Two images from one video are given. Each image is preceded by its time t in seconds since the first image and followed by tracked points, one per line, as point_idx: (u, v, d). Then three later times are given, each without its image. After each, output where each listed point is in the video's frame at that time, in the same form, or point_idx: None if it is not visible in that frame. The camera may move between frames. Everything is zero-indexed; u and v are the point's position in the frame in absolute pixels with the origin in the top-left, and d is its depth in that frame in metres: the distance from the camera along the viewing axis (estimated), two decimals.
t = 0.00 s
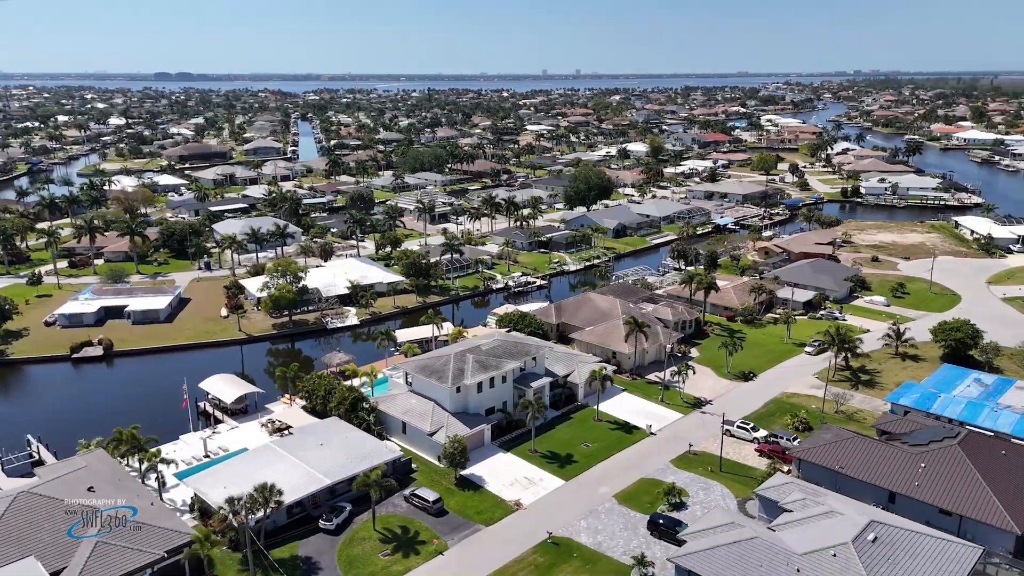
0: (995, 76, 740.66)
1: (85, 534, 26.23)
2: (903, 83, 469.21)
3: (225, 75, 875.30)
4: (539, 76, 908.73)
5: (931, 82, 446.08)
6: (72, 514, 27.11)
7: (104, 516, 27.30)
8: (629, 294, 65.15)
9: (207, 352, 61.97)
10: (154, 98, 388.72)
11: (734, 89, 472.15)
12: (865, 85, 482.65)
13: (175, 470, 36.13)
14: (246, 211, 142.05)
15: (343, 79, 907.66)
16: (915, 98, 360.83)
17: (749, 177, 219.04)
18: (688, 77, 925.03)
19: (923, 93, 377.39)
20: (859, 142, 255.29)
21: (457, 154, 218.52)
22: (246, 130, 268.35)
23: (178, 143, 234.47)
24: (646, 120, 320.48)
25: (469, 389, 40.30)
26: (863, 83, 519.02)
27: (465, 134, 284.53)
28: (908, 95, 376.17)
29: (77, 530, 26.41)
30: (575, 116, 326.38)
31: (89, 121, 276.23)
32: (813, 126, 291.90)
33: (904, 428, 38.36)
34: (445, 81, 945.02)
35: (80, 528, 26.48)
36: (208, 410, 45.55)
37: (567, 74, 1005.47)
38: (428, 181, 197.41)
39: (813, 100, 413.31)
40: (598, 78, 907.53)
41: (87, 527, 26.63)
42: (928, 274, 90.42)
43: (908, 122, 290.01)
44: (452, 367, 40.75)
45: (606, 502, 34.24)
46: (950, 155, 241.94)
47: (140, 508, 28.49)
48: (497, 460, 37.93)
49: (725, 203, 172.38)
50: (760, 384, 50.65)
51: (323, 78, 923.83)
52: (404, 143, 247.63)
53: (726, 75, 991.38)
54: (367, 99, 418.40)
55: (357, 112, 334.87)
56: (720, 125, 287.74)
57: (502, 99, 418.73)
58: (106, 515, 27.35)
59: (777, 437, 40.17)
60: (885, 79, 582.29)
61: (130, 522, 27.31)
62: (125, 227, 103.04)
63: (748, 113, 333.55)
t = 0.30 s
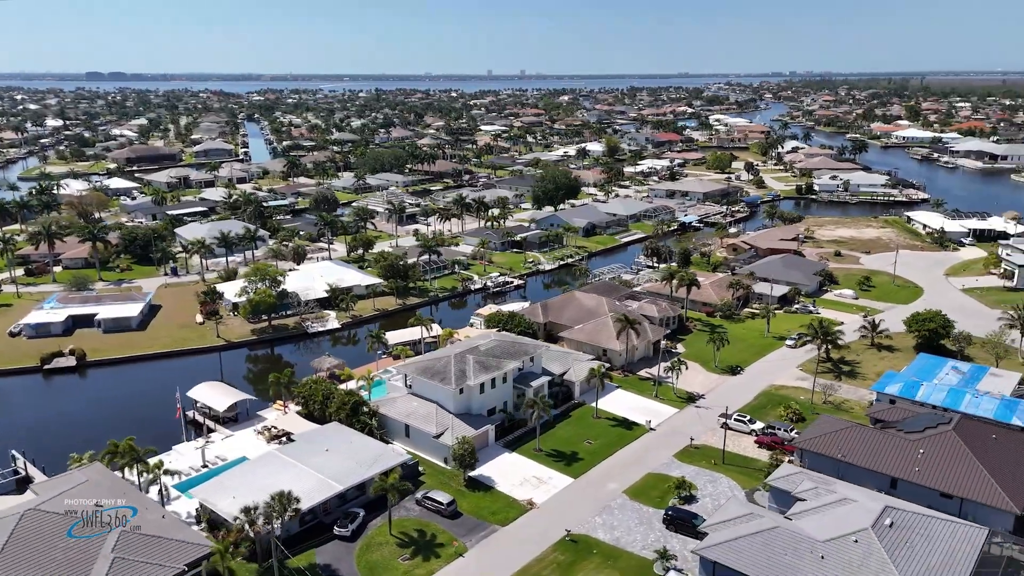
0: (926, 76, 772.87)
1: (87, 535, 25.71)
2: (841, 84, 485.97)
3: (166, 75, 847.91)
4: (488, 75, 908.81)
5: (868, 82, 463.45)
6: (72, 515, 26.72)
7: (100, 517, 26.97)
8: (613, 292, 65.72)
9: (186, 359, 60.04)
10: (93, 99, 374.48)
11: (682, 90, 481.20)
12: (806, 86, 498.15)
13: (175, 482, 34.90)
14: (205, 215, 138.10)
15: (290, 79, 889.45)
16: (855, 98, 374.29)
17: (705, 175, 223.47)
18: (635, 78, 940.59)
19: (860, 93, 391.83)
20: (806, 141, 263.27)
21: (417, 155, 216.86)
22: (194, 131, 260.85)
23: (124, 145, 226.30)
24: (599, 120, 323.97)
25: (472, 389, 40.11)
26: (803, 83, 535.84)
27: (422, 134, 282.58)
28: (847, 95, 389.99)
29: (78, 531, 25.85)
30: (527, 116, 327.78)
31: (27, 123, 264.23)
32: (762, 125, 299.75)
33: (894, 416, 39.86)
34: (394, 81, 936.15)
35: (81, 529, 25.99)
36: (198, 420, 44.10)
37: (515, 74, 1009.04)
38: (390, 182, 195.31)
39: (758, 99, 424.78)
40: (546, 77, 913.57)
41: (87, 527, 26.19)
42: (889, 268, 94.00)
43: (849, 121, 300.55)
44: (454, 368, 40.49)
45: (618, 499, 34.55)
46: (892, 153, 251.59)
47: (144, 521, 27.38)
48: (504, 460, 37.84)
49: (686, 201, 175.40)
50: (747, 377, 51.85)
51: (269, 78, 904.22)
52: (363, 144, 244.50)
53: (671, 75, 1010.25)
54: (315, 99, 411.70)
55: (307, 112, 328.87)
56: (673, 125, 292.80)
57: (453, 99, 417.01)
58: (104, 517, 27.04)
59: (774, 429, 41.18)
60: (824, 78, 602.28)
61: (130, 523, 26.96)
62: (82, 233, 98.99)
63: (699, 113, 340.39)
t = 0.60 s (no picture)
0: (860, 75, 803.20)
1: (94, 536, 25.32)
2: (782, 84, 500.67)
3: (102, 74, 816.00)
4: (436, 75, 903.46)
5: (809, 82, 478.86)
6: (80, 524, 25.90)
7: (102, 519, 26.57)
8: (596, 290, 66.26)
9: (164, 367, 58.00)
10: (28, 100, 359.12)
11: (630, 90, 488.31)
12: (749, 86, 511.36)
13: (177, 493, 33.80)
14: (161, 219, 133.54)
15: (234, 78, 868.32)
16: (798, 98, 385.81)
17: (663, 173, 227.03)
18: (586, 78, 949.85)
19: (801, 93, 404.10)
20: (758, 140, 270.21)
21: (377, 156, 214.23)
22: (141, 133, 252.10)
23: (67, 147, 217.48)
24: (551, 119, 325.87)
25: (475, 390, 39.93)
26: (745, 83, 549.90)
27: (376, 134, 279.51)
28: (790, 96, 401.87)
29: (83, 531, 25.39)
30: (480, 116, 327.64)
31: None
32: (714, 125, 306.34)
33: (884, 404, 41.27)
34: (340, 81, 922.87)
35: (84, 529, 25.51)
36: (189, 430, 42.71)
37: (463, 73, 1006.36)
38: (350, 183, 192.37)
39: (705, 99, 433.96)
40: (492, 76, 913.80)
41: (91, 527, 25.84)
42: (852, 262, 97.33)
43: (796, 120, 309.73)
44: (456, 369, 40.25)
45: (628, 494, 34.88)
46: (836, 150, 260.27)
47: (157, 531, 26.54)
48: (510, 460, 37.78)
49: (648, 199, 177.88)
50: (735, 371, 53.04)
51: (210, 77, 882.32)
52: (320, 145, 240.27)
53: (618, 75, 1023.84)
54: (261, 99, 405.23)
55: (255, 113, 321.65)
56: (628, 124, 296.75)
57: (403, 99, 412.92)
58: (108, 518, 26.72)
59: (770, 420, 42.17)
60: (764, 78, 619.79)
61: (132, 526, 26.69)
62: (35, 238, 94.54)
63: (650, 113, 345.59)
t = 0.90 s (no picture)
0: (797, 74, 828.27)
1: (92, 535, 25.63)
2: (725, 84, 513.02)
3: (31, 73, 781.56)
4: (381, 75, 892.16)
5: (752, 82, 491.97)
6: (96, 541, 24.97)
7: (105, 521, 27.11)
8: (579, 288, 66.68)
9: (141, 376, 56.00)
10: None
11: (578, 89, 493.26)
12: (693, 85, 522.58)
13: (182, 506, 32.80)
14: (116, 224, 128.73)
15: (172, 78, 840.69)
16: (743, 97, 395.58)
17: (621, 173, 229.67)
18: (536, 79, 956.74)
19: (744, 93, 414.51)
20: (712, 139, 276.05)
21: (336, 156, 210.85)
22: (85, 136, 242.53)
23: (5, 151, 207.50)
24: (503, 120, 326.29)
25: (478, 391, 39.76)
26: (689, 83, 561.00)
27: (328, 135, 274.96)
28: (735, 95, 411.87)
29: (80, 531, 25.96)
30: (432, 116, 325.79)
31: None
32: (665, 124, 311.51)
33: (873, 392, 42.78)
34: (282, 81, 904.28)
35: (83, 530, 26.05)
36: (182, 441, 41.34)
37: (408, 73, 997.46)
38: (311, 184, 188.88)
39: (653, 99, 441.11)
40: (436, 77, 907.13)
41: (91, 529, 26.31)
42: (816, 257, 100.43)
43: (746, 118, 317.62)
44: (458, 370, 40.03)
45: (638, 489, 35.33)
46: (783, 148, 268.02)
47: (176, 546, 25.76)
48: (517, 459, 37.80)
49: (611, 198, 179.80)
50: (722, 365, 54.23)
51: (146, 77, 852.10)
52: (276, 146, 235.31)
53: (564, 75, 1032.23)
54: (207, 100, 393.14)
55: (199, 114, 312.31)
56: (583, 124, 299.17)
57: (351, 99, 406.77)
58: (110, 518, 27.29)
59: (765, 412, 43.21)
60: (705, 78, 634.32)
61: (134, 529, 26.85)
62: None
63: (602, 113, 349.30)
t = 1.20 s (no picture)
0: (737, 74, 849.51)
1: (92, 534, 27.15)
2: (671, 85, 523.00)
3: None
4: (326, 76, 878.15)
5: (698, 83, 502.79)
6: (116, 560, 24.16)
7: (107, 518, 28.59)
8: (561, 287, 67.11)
9: (118, 386, 53.93)
10: None
11: (526, 90, 495.74)
12: (640, 86, 531.27)
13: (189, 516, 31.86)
14: (67, 230, 123.32)
15: (108, 78, 810.14)
16: (691, 97, 403.57)
17: (580, 172, 231.52)
18: (488, 78, 956.42)
19: (690, 94, 423.28)
20: (667, 139, 281.05)
21: (293, 158, 206.74)
22: (25, 139, 231.63)
23: None
24: (455, 119, 325.15)
25: (481, 391, 39.57)
26: (635, 83, 569.69)
27: (279, 136, 269.24)
28: (683, 95, 419.95)
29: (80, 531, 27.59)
30: (387, 116, 322.48)
31: None
32: (619, 124, 315.49)
33: (861, 382, 44.52)
34: (224, 81, 880.27)
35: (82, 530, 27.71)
36: (175, 450, 39.97)
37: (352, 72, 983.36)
38: (269, 187, 184.80)
39: (603, 99, 446.17)
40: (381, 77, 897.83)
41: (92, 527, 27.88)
42: (781, 254, 103.39)
43: (698, 118, 324.33)
44: (461, 372, 39.80)
45: (647, 484, 35.79)
46: (734, 147, 274.68)
47: (199, 560, 25.09)
48: (523, 458, 37.85)
49: (575, 197, 181.20)
50: (708, 359, 55.48)
51: (79, 77, 818.22)
52: (229, 147, 229.24)
53: (511, 76, 1035.34)
54: (148, 100, 382.27)
55: (141, 114, 301.63)
56: (540, 125, 300.61)
57: (302, 100, 398.93)
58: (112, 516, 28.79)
59: (759, 403, 44.41)
60: (650, 79, 645.31)
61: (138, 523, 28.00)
62: None
63: (555, 113, 351.44)
